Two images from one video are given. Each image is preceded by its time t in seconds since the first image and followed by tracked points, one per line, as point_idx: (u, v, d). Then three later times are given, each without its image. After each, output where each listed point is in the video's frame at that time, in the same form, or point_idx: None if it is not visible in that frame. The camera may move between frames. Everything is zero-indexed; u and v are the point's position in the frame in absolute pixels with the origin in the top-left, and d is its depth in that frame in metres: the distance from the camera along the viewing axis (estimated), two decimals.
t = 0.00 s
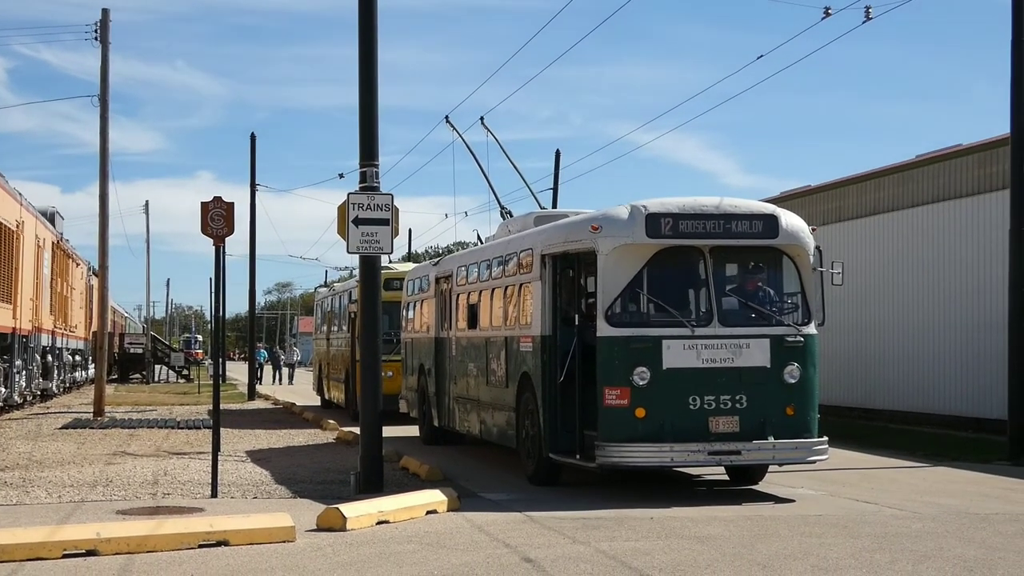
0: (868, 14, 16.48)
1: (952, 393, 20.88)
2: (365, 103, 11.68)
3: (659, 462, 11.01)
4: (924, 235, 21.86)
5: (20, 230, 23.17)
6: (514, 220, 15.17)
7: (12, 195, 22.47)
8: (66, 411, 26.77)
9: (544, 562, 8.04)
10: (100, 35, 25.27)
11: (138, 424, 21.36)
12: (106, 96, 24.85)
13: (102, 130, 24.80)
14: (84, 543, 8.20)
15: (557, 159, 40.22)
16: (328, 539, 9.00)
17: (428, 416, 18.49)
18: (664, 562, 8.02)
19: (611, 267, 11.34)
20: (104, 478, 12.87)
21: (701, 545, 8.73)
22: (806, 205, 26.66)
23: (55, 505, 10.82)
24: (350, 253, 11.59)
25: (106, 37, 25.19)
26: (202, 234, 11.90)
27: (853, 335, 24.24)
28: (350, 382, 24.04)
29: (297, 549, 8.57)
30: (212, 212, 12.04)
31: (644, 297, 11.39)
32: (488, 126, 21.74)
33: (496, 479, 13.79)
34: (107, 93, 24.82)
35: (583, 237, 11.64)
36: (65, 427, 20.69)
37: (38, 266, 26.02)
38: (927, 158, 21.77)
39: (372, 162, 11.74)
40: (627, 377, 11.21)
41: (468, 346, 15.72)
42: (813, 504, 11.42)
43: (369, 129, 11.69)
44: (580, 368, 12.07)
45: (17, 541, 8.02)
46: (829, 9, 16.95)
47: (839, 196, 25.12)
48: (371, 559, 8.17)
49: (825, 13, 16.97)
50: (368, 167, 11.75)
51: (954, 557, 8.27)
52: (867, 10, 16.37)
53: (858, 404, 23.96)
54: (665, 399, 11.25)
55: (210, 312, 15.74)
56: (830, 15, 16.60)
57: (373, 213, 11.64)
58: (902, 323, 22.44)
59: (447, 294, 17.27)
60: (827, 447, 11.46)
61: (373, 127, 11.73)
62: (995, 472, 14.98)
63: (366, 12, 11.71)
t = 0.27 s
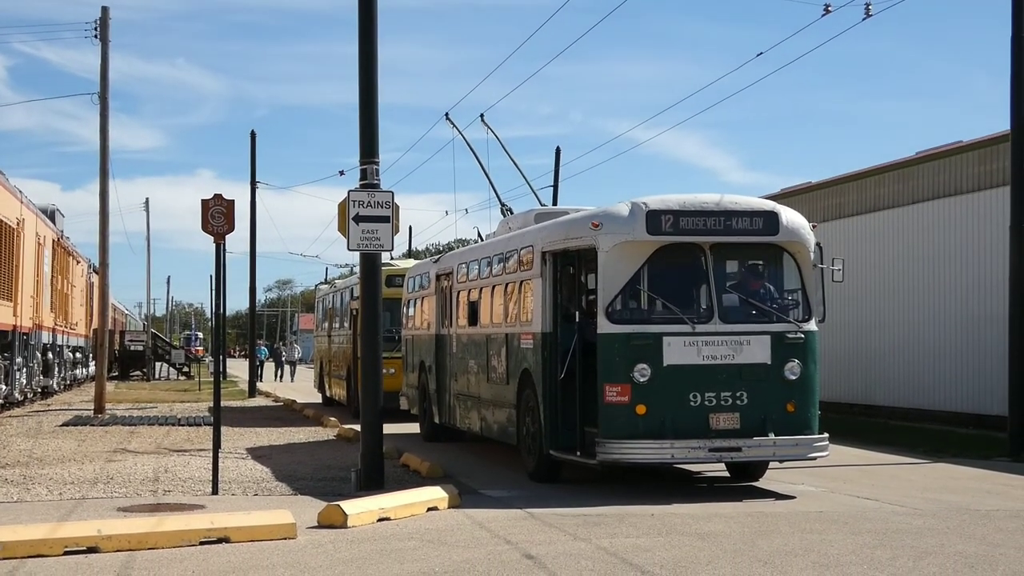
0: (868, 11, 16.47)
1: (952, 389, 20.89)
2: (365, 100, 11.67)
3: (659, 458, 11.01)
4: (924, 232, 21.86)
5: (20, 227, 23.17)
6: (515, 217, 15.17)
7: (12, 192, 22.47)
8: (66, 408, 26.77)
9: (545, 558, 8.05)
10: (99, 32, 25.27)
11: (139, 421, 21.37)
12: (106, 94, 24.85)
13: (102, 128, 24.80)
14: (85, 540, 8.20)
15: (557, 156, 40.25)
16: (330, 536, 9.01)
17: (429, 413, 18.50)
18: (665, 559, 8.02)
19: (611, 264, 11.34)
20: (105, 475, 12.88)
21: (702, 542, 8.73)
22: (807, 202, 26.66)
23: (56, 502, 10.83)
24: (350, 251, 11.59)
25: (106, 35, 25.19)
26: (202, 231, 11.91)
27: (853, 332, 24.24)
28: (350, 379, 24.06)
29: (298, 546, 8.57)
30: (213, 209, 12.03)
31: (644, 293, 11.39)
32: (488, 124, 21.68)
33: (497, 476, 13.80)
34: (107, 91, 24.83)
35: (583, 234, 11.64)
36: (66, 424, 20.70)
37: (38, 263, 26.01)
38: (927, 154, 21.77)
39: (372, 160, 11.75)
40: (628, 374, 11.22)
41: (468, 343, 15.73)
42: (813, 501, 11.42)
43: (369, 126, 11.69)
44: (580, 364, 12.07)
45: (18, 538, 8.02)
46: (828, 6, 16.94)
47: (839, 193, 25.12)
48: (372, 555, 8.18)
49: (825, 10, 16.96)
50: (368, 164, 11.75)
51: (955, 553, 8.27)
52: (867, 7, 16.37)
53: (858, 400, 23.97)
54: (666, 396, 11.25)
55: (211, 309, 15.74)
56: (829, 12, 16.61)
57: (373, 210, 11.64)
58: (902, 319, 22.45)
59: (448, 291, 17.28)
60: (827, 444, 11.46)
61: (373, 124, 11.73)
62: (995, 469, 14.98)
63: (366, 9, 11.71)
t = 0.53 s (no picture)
0: (868, 8, 16.45)
1: (952, 387, 20.89)
2: (365, 97, 11.67)
3: (659, 456, 11.00)
4: (924, 230, 21.86)
5: (20, 225, 23.17)
6: (515, 215, 15.16)
7: (12, 190, 22.47)
8: (66, 406, 26.77)
9: (544, 556, 8.05)
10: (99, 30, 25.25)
11: (139, 419, 21.37)
12: (106, 92, 24.84)
13: (102, 126, 24.80)
14: (85, 538, 8.20)
15: (557, 154, 40.28)
16: (329, 534, 9.01)
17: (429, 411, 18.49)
18: (664, 556, 8.02)
19: (611, 262, 11.34)
20: (105, 473, 12.88)
21: (702, 539, 8.74)
22: (807, 199, 26.66)
23: (56, 500, 10.84)
24: (350, 249, 11.58)
25: (106, 33, 25.18)
26: (202, 229, 11.91)
27: (853, 330, 24.25)
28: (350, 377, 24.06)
29: (297, 543, 8.59)
30: (213, 207, 12.03)
31: (644, 291, 11.39)
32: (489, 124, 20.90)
33: (496, 474, 13.80)
34: (107, 89, 24.82)
35: (583, 232, 11.64)
36: (66, 422, 20.70)
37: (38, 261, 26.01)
38: (927, 152, 21.77)
39: (372, 157, 11.74)
40: (627, 372, 11.22)
41: (468, 341, 15.73)
42: (813, 498, 11.43)
43: (369, 123, 11.68)
44: (580, 362, 12.08)
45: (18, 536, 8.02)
46: (828, 3, 16.91)
47: (839, 191, 25.12)
48: (372, 553, 8.18)
49: (825, 8, 16.93)
50: (368, 162, 11.75)
51: (954, 550, 8.27)
52: (867, 4, 16.35)
53: (857, 398, 23.97)
54: (666, 394, 11.25)
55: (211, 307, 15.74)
56: (829, 10, 16.59)
57: (373, 208, 11.63)
58: (902, 317, 22.45)
59: (448, 289, 17.28)
60: (827, 442, 11.46)
61: (372, 121, 11.72)
62: (995, 467, 14.99)
63: (366, 6, 11.70)
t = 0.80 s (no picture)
0: (868, 7, 16.43)
1: (951, 386, 20.88)
2: (364, 97, 11.65)
3: (659, 455, 10.98)
4: (924, 229, 21.86)
5: (20, 225, 23.16)
6: (514, 214, 15.16)
7: (12, 190, 22.45)
8: (66, 405, 26.78)
9: (544, 556, 8.04)
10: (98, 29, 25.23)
11: (139, 419, 21.36)
12: (106, 91, 24.83)
13: (101, 126, 24.78)
14: (85, 538, 8.16)
15: (556, 153, 40.28)
16: (329, 534, 9.00)
17: (429, 410, 18.48)
18: (664, 556, 8.01)
19: (611, 261, 11.34)
20: (105, 473, 12.87)
21: (702, 539, 8.73)
22: (807, 198, 26.65)
23: (55, 500, 10.83)
24: (350, 248, 11.57)
25: (106, 32, 25.17)
26: (202, 229, 11.91)
27: (852, 329, 24.25)
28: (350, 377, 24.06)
29: (296, 543, 8.58)
30: (212, 207, 12.02)
31: (644, 290, 11.38)
32: (488, 122, 21.25)
33: (496, 473, 13.80)
34: (106, 89, 24.81)
35: (583, 232, 11.63)
36: (66, 422, 20.69)
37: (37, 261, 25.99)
38: (927, 151, 21.76)
39: (372, 157, 11.73)
40: (627, 371, 11.21)
41: (468, 340, 15.72)
42: (813, 498, 11.42)
43: (368, 123, 11.67)
44: (580, 362, 12.07)
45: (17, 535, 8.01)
46: (828, 2, 16.89)
47: (838, 190, 25.12)
48: (371, 553, 8.17)
49: (825, 7, 16.91)
50: (367, 162, 11.74)
51: (954, 549, 8.27)
52: (867, 3, 16.33)
53: (857, 397, 23.97)
54: (665, 393, 11.24)
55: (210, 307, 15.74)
56: (828, 9, 16.57)
57: (373, 207, 11.62)
58: (901, 316, 22.45)
59: (447, 288, 17.28)
60: (827, 441, 11.45)
61: (372, 121, 11.71)
62: (995, 465, 14.97)
63: (366, 5, 11.69)
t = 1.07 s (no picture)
0: (868, 5, 16.41)
1: (952, 384, 20.89)
2: (365, 96, 11.65)
3: (659, 454, 10.99)
4: (924, 227, 21.86)
5: (20, 224, 23.16)
6: (514, 213, 15.16)
7: (13, 189, 22.46)
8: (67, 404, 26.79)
9: (545, 555, 8.04)
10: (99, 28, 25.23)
11: (139, 418, 21.36)
12: (106, 90, 24.83)
13: (101, 124, 24.78)
14: (86, 537, 8.17)
15: (557, 151, 40.27)
16: (329, 532, 9.00)
17: (429, 409, 18.49)
18: (666, 555, 8.00)
19: (611, 260, 11.34)
20: (106, 471, 12.87)
21: (702, 537, 8.73)
22: (807, 197, 26.64)
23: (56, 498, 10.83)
24: (351, 246, 11.58)
25: (106, 30, 25.16)
26: (202, 228, 11.91)
27: (853, 327, 24.25)
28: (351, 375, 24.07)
29: (297, 542, 8.58)
30: (213, 205, 12.03)
31: (644, 289, 11.38)
32: (487, 119, 21.95)
33: (497, 472, 13.80)
34: (107, 87, 24.81)
35: (583, 230, 11.63)
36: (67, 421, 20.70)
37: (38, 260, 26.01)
38: (926, 150, 21.77)
39: (372, 155, 11.72)
40: (627, 370, 11.21)
41: (468, 339, 15.73)
42: (813, 496, 11.42)
43: (369, 121, 11.67)
44: (580, 360, 12.07)
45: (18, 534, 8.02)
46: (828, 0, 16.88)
47: (838, 188, 25.12)
48: (372, 551, 8.17)
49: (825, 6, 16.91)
50: (368, 160, 11.73)
51: (955, 548, 8.28)
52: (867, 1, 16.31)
53: (858, 396, 23.97)
54: (666, 392, 11.25)
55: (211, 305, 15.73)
56: (829, 8, 16.56)
57: (373, 206, 11.63)
58: (902, 314, 22.46)
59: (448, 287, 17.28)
60: (827, 439, 11.45)
61: (372, 120, 11.71)
62: (995, 464, 14.98)
63: (366, 4, 11.68)
